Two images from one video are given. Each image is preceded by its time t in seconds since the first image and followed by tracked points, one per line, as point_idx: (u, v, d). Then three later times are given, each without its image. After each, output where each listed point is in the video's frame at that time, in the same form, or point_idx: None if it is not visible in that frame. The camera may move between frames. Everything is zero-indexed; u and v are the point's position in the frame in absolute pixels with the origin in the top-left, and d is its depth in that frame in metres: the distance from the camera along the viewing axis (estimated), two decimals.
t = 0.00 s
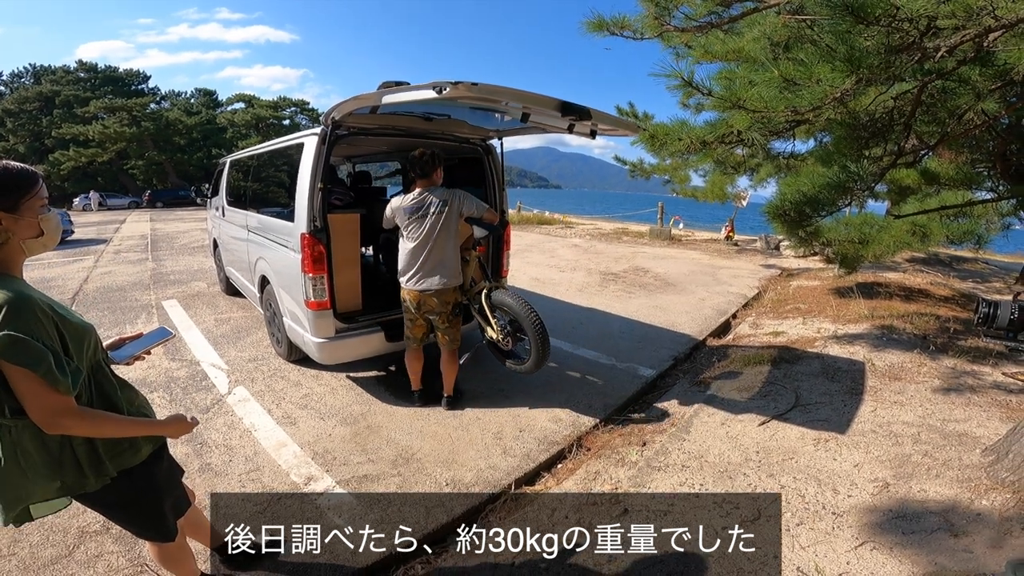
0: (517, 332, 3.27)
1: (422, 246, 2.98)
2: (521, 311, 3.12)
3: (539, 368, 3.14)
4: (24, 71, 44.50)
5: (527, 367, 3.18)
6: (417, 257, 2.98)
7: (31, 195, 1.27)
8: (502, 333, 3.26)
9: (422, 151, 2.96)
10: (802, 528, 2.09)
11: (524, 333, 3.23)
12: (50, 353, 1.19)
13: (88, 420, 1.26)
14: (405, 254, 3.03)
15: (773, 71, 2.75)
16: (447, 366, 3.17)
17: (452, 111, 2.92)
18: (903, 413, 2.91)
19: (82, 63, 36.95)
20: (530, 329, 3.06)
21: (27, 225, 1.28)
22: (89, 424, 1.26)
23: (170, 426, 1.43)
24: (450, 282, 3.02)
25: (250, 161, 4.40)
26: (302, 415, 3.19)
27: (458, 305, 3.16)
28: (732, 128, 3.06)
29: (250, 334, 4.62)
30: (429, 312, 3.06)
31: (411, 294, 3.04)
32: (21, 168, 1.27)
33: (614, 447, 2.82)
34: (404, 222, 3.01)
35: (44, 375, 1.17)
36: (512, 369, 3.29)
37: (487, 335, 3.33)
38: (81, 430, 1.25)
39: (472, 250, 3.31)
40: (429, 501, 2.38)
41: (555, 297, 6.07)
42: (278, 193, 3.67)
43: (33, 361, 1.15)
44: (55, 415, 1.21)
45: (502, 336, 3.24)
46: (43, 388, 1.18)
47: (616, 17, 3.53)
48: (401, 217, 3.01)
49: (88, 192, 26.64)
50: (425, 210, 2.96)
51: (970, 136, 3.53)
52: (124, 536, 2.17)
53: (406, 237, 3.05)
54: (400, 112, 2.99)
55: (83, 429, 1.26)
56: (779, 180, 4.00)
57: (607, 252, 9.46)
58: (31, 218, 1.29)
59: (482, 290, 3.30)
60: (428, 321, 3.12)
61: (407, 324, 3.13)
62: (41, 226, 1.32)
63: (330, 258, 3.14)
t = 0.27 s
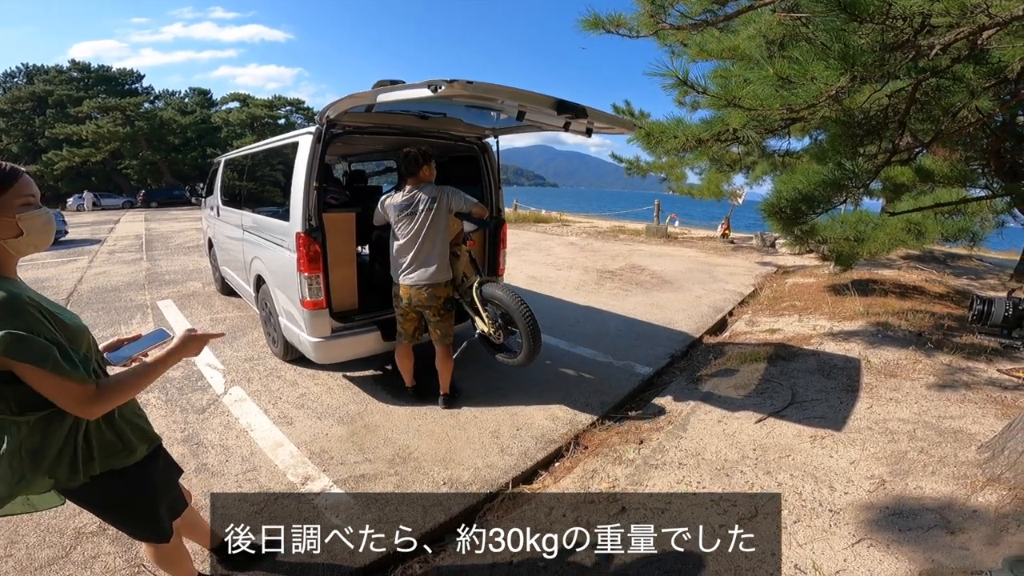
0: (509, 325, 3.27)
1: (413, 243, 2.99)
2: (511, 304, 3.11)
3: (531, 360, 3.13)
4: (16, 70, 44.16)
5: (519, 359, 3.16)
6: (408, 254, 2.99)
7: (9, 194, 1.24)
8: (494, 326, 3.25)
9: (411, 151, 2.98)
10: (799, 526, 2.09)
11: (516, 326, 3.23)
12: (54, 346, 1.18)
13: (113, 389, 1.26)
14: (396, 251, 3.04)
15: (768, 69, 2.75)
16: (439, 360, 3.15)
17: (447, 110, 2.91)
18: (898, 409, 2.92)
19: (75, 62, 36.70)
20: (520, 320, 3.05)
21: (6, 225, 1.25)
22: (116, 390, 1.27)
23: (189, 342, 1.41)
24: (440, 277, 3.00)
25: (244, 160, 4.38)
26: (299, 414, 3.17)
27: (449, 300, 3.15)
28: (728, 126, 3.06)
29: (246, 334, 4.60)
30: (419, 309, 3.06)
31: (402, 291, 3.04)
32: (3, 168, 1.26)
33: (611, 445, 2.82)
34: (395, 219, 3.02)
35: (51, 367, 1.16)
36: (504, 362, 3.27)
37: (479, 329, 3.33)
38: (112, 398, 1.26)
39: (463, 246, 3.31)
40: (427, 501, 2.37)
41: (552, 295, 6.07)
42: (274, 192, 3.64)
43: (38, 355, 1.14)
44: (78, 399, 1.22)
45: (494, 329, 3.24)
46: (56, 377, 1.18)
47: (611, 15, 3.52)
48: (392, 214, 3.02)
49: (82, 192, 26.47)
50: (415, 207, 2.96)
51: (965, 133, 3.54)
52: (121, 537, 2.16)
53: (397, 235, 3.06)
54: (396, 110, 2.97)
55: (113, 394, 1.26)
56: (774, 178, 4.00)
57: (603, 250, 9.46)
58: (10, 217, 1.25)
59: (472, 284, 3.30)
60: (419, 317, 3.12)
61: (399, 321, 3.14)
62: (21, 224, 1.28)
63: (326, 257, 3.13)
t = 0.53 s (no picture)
0: (502, 326, 3.27)
1: (407, 243, 3.00)
2: (504, 304, 3.11)
3: (524, 360, 3.13)
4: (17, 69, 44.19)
5: (513, 360, 3.16)
6: (403, 254, 3.01)
7: None
8: (487, 326, 3.25)
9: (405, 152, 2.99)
10: (798, 527, 2.09)
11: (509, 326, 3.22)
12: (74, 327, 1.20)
13: (135, 343, 1.28)
14: (391, 251, 3.06)
15: (769, 70, 2.75)
16: (437, 360, 3.15)
17: (447, 110, 2.90)
18: (897, 411, 2.92)
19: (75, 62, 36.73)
20: (513, 321, 3.05)
21: None
22: (140, 343, 1.28)
23: (177, 284, 1.40)
24: (434, 277, 3.00)
25: (244, 160, 4.38)
26: (298, 415, 3.17)
27: (445, 300, 3.15)
28: (728, 128, 3.06)
29: (246, 334, 4.60)
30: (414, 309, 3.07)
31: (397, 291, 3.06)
32: None
33: (611, 446, 2.82)
34: (389, 220, 3.03)
35: (79, 343, 1.18)
36: (498, 363, 3.26)
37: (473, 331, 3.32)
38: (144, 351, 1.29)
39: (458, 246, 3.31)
40: (426, 501, 2.37)
41: (552, 296, 6.07)
42: (273, 192, 3.64)
43: (61, 336, 1.16)
44: (114, 364, 1.24)
45: (487, 330, 3.24)
46: (81, 352, 1.19)
47: (612, 17, 3.53)
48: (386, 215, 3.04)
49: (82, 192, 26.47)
50: (409, 207, 2.97)
51: (965, 135, 3.54)
52: (119, 537, 2.15)
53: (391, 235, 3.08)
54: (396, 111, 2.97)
55: (140, 346, 1.28)
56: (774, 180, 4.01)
57: (603, 251, 9.46)
58: None
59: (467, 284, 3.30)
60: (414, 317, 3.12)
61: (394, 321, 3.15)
62: None
63: (325, 258, 3.12)
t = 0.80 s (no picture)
0: (505, 326, 3.26)
1: (408, 244, 3.01)
2: (505, 304, 3.11)
3: (527, 360, 3.13)
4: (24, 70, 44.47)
5: (515, 359, 3.16)
6: (403, 255, 3.02)
7: (4, 191, 1.26)
8: (489, 326, 3.25)
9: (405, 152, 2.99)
10: (801, 529, 2.09)
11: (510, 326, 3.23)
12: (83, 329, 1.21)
13: (142, 347, 1.28)
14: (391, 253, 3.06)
15: (773, 71, 2.75)
16: (440, 361, 3.16)
17: (451, 111, 2.91)
18: (902, 413, 2.91)
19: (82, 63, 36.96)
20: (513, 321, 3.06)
21: None
22: (147, 346, 1.29)
23: (183, 289, 1.39)
24: (436, 277, 3.01)
25: (248, 160, 4.40)
26: (301, 415, 3.18)
27: (446, 300, 3.16)
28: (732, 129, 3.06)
29: (249, 334, 4.61)
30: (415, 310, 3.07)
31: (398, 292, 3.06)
32: (13, 165, 1.30)
33: (613, 448, 2.81)
34: (389, 221, 3.04)
35: (87, 345, 1.19)
36: (501, 363, 3.27)
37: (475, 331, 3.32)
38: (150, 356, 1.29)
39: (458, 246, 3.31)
40: (428, 502, 2.37)
41: (555, 297, 6.06)
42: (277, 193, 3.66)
43: (70, 337, 1.17)
44: (121, 366, 1.25)
45: (489, 331, 3.24)
46: (88, 355, 1.20)
47: (616, 17, 3.53)
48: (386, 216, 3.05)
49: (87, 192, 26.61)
50: (409, 208, 2.98)
51: (971, 136, 3.52)
52: (122, 536, 2.16)
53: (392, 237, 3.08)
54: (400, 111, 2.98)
55: (147, 350, 1.29)
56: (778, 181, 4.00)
57: (606, 252, 9.46)
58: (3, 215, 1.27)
59: (467, 284, 3.30)
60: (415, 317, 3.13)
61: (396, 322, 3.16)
62: (13, 224, 1.28)
63: (329, 258, 3.13)
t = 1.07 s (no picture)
0: (506, 324, 3.26)
1: (409, 244, 3.01)
2: (507, 303, 3.11)
3: (530, 357, 3.12)
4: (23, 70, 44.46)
5: (518, 358, 3.15)
6: (404, 255, 3.02)
7: (16, 189, 1.27)
8: (491, 325, 3.23)
9: (405, 152, 2.98)
10: (801, 529, 2.09)
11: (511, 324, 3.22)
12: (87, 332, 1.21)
13: (144, 348, 1.28)
14: (392, 253, 3.06)
15: (774, 71, 2.75)
16: (442, 360, 3.16)
17: (451, 110, 2.91)
18: (902, 413, 2.91)
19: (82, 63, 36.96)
20: (516, 319, 3.05)
21: (7, 219, 1.26)
22: (148, 348, 1.29)
23: (178, 288, 1.38)
24: (437, 277, 3.02)
25: (248, 160, 4.39)
26: (301, 414, 3.18)
27: (447, 300, 3.16)
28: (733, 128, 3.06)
29: (249, 334, 4.61)
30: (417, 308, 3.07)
31: (400, 291, 3.06)
32: (22, 164, 1.31)
33: (613, 447, 2.82)
34: (389, 221, 3.04)
35: (92, 349, 1.19)
36: (503, 362, 3.26)
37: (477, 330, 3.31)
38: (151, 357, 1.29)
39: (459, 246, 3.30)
40: (428, 501, 2.37)
41: (555, 297, 6.06)
42: (277, 192, 3.66)
43: (74, 341, 1.17)
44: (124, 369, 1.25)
45: (491, 330, 3.22)
46: (91, 358, 1.20)
47: (616, 17, 3.53)
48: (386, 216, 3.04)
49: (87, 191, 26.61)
50: (410, 208, 2.98)
51: (971, 136, 3.52)
52: (122, 535, 2.16)
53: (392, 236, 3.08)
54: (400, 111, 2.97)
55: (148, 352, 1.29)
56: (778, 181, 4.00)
57: (606, 252, 9.45)
58: (13, 212, 1.27)
59: (468, 283, 3.31)
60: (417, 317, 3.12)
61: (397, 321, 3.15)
62: (24, 221, 1.29)
63: (329, 257, 3.14)
